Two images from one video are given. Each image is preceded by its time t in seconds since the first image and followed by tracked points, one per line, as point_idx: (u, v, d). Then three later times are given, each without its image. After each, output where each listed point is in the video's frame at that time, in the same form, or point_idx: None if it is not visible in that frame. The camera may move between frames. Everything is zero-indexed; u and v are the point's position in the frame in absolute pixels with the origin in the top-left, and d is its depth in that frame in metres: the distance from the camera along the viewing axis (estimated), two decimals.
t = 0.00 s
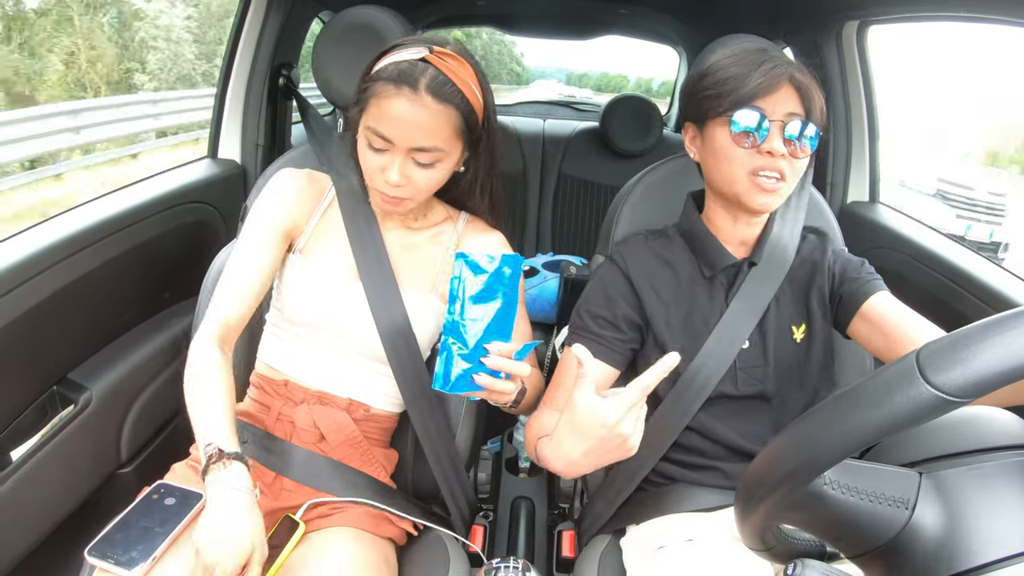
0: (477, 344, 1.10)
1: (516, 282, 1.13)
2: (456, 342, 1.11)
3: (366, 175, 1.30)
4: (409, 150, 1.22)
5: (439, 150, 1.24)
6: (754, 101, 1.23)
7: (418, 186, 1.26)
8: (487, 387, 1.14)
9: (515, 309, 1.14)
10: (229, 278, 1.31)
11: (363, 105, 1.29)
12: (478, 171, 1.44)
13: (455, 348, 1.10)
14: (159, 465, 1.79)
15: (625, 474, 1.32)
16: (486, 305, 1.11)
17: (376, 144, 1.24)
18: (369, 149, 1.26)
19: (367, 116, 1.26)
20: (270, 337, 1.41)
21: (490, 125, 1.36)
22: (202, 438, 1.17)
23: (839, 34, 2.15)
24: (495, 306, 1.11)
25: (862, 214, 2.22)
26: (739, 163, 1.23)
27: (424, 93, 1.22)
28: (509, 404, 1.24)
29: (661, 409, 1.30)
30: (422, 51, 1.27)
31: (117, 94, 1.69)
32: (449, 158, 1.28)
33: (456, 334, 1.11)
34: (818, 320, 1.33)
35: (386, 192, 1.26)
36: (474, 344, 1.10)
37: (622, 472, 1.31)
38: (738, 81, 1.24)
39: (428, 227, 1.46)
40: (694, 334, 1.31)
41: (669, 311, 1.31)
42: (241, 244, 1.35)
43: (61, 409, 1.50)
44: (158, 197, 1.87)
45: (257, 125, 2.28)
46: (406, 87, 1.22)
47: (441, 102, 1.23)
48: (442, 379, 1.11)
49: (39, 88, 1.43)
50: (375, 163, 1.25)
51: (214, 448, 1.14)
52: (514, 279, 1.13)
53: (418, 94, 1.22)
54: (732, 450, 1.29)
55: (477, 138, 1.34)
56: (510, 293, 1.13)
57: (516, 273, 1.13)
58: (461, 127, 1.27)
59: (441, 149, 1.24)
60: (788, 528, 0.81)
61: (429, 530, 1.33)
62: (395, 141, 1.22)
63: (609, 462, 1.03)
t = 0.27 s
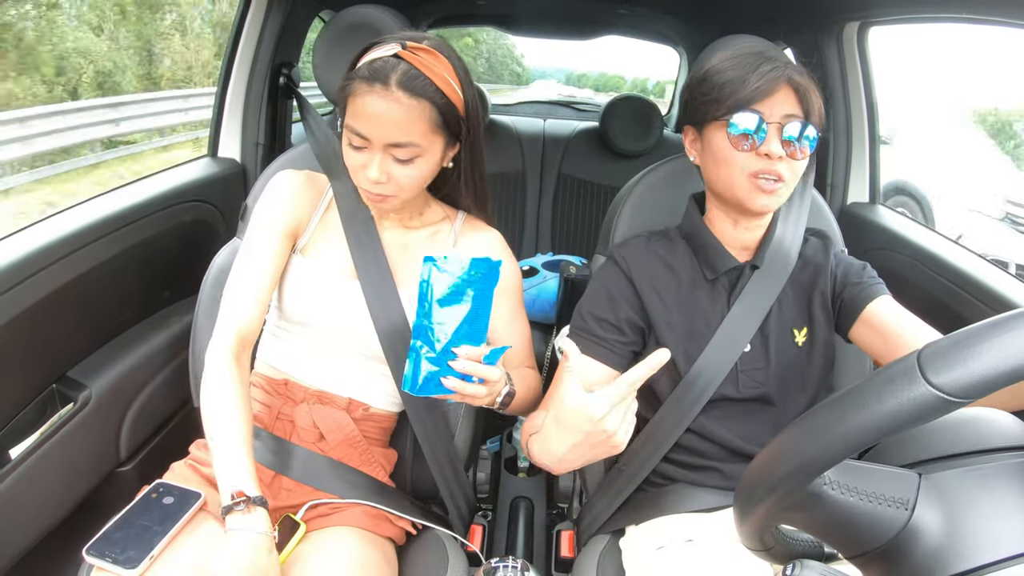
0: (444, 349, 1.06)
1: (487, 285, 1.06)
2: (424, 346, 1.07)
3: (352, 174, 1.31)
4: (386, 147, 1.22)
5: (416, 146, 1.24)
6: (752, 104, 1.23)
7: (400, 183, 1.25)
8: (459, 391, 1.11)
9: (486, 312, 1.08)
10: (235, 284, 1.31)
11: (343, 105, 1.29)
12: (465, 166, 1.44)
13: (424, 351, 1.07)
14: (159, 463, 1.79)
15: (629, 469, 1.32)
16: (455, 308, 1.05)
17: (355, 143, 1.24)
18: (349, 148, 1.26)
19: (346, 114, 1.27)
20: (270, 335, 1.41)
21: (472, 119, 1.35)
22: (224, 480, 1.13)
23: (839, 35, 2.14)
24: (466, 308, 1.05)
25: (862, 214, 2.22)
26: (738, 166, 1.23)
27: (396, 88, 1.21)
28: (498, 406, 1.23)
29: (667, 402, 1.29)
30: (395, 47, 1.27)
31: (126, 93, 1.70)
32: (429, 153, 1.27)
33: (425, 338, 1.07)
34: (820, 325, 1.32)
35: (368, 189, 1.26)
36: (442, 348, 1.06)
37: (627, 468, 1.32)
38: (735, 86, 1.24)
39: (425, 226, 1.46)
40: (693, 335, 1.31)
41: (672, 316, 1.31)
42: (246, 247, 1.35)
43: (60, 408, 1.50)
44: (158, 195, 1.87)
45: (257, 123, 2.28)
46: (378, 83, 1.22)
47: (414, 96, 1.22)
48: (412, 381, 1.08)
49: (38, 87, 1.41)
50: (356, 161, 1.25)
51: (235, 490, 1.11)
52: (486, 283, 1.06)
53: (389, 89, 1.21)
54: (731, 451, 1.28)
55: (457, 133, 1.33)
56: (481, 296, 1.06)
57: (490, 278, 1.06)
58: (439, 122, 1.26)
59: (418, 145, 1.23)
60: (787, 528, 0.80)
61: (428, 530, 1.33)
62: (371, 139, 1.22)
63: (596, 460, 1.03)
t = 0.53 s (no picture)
0: (433, 354, 1.07)
1: (479, 291, 1.06)
2: (414, 351, 1.07)
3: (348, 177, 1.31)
4: (381, 151, 1.22)
5: (411, 150, 1.23)
6: (761, 105, 1.23)
7: (395, 186, 1.25)
8: (448, 396, 1.11)
9: (477, 319, 1.08)
10: (234, 281, 1.31)
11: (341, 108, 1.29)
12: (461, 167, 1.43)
13: (414, 356, 1.07)
14: (159, 464, 1.79)
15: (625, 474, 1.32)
16: (446, 314, 1.06)
17: (350, 147, 1.24)
18: (345, 151, 1.26)
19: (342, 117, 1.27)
20: (270, 336, 1.40)
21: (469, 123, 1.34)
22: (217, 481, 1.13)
23: (839, 34, 2.15)
24: (456, 314, 1.06)
25: (862, 214, 2.22)
26: (746, 168, 1.23)
27: (391, 93, 1.21)
28: (494, 408, 1.25)
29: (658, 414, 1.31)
30: (392, 50, 1.27)
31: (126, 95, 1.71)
32: (425, 157, 1.27)
33: (415, 343, 1.07)
34: (820, 325, 1.32)
35: (363, 193, 1.25)
36: (432, 353, 1.07)
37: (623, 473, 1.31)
38: (744, 85, 1.24)
39: (423, 227, 1.45)
40: (693, 335, 1.31)
41: (672, 317, 1.31)
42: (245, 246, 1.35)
43: (60, 409, 1.50)
44: (158, 196, 1.87)
45: (257, 124, 2.28)
46: (373, 87, 1.22)
47: (410, 101, 1.22)
48: (401, 386, 1.08)
49: (38, 89, 1.40)
50: (351, 164, 1.25)
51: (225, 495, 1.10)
52: (477, 288, 1.06)
53: (384, 93, 1.21)
54: (731, 451, 1.29)
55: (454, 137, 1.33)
56: (472, 302, 1.07)
57: (481, 286, 1.06)
58: (435, 126, 1.26)
59: (413, 149, 1.23)
60: (787, 527, 0.80)
61: (428, 530, 1.33)
62: (365, 142, 1.22)
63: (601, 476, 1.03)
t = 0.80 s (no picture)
0: (425, 356, 1.07)
1: (472, 293, 1.05)
2: (407, 354, 1.07)
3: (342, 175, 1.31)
4: (372, 145, 1.21)
5: (402, 144, 1.23)
6: (756, 105, 1.23)
7: (388, 182, 1.24)
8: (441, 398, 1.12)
9: (470, 320, 1.08)
10: (229, 278, 1.33)
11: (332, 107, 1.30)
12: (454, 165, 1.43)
13: (407, 359, 1.07)
14: (159, 465, 1.79)
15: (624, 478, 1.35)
16: (438, 317, 1.05)
17: (342, 143, 1.24)
18: (336, 147, 1.26)
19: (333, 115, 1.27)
20: (269, 336, 1.40)
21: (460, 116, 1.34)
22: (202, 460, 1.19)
23: (838, 33, 2.15)
24: (448, 318, 1.06)
25: (862, 213, 2.22)
26: (739, 168, 1.23)
27: (381, 86, 1.22)
28: (491, 407, 1.26)
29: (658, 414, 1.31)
30: (381, 46, 1.28)
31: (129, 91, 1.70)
32: (417, 151, 1.26)
33: (407, 345, 1.07)
34: (821, 327, 1.32)
35: (356, 190, 1.25)
36: (424, 355, 1.07)
37: (623, 473, 1.35)
38: (739, 85, 1.24)
39: (421, 226, 1.45)
40: (692, 335, 1.31)
41: (670, 320, 1.31)
42: (240, 246, 1.36)
43: (61, 409, 1.50)
44: (158, 196, 1.87)
45: (257, 124, 2.28)
46: (363, 82, 1.22)
47: (399, 94, 1.22)
48: (395, 387, 1.09)
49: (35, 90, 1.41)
50: (344, 161, 1.25)
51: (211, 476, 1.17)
52: (469, 291, 1.05)
53: (373, 88, 1.22)
54: (731, 451, 1.29)
55: (446, 132, 1.33)
56: (465, 304, 1.06)
57: (472, 289, 1.05)
58: (425, 119, 1.26)
59: (403, 143, 1.22)
60: (786, 526, 0.81)
61: (429, 530, 1.33)
62: (357, 138, 1.22)
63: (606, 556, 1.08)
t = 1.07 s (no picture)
0: (422, 356, 1.07)
1: (467, 294, 1.04)
2: (403, 354, 1.07)
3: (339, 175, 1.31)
4: (368, 142, 1.21)
5: (399, 141, 1.23)
6: (755, 100, 1.23)
7: (384, 180, 1.24)
8: (437, 398, 1.13)
9: (467, 319, 1.07)
10: (227, 279, 1.35)
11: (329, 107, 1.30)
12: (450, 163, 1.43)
13: (403, 359, 1.07)
14: (160, 465, 1.79)
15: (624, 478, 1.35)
16: (432, 318, 1.05)
17: (338, 142, 1.24)
18: (333, 147, 1.26)
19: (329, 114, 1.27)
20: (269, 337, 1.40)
21: (456, 114, 1.34)
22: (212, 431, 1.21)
23: (838, 33, 2.15)
24: (443, 318, 1.05)
25: (862, 213, 2.22)
26: (742, 165, 1.23)
27: (376, 84, 1.22)
28: (490, 406, 1.27)
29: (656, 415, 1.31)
30: (375, 45, 1.28)
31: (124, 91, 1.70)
32: (413, 148, 1.26)
33: (403, 346, 1.07)
34: (821, 326, 1.32)
35: (353, 189, 1.25)
36: (420, 356, 1.06)
37: (624, 472, 1.35)
38: (737, 81, 1.24)
39: (420, 225, 1.45)
40: (692, 335, 1.31)
41: (670, 318, 1.31)
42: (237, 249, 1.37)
43: (61, 410, 1.50)
44: (158, 197, 1.87)
45: (257, 124, 2.28)
46: (358, 79, 1.23)
47: (395, 92, 1.22)
48: (391, 387, 1.09)
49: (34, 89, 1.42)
50: (341, 160, 1.25)
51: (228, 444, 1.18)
52: (465, 292, 1.04)
53: (369, 85, 1.22)
54: (731, 451, 1.29)
55: (442, 129, 1.33)
56: (461, 304, 1.05)
57: (469, 291, 1.04)
58: (420, 116, 1.26)
59: (400, 139, 1.22)
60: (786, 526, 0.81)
61: (429, 530, 1.33)
62: (353, 136, 1.21)
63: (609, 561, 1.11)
